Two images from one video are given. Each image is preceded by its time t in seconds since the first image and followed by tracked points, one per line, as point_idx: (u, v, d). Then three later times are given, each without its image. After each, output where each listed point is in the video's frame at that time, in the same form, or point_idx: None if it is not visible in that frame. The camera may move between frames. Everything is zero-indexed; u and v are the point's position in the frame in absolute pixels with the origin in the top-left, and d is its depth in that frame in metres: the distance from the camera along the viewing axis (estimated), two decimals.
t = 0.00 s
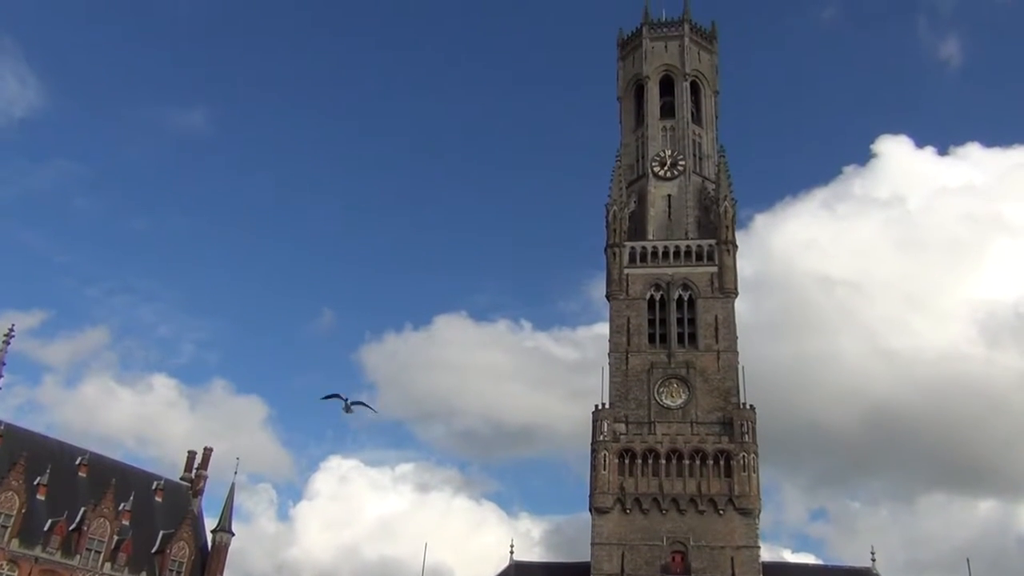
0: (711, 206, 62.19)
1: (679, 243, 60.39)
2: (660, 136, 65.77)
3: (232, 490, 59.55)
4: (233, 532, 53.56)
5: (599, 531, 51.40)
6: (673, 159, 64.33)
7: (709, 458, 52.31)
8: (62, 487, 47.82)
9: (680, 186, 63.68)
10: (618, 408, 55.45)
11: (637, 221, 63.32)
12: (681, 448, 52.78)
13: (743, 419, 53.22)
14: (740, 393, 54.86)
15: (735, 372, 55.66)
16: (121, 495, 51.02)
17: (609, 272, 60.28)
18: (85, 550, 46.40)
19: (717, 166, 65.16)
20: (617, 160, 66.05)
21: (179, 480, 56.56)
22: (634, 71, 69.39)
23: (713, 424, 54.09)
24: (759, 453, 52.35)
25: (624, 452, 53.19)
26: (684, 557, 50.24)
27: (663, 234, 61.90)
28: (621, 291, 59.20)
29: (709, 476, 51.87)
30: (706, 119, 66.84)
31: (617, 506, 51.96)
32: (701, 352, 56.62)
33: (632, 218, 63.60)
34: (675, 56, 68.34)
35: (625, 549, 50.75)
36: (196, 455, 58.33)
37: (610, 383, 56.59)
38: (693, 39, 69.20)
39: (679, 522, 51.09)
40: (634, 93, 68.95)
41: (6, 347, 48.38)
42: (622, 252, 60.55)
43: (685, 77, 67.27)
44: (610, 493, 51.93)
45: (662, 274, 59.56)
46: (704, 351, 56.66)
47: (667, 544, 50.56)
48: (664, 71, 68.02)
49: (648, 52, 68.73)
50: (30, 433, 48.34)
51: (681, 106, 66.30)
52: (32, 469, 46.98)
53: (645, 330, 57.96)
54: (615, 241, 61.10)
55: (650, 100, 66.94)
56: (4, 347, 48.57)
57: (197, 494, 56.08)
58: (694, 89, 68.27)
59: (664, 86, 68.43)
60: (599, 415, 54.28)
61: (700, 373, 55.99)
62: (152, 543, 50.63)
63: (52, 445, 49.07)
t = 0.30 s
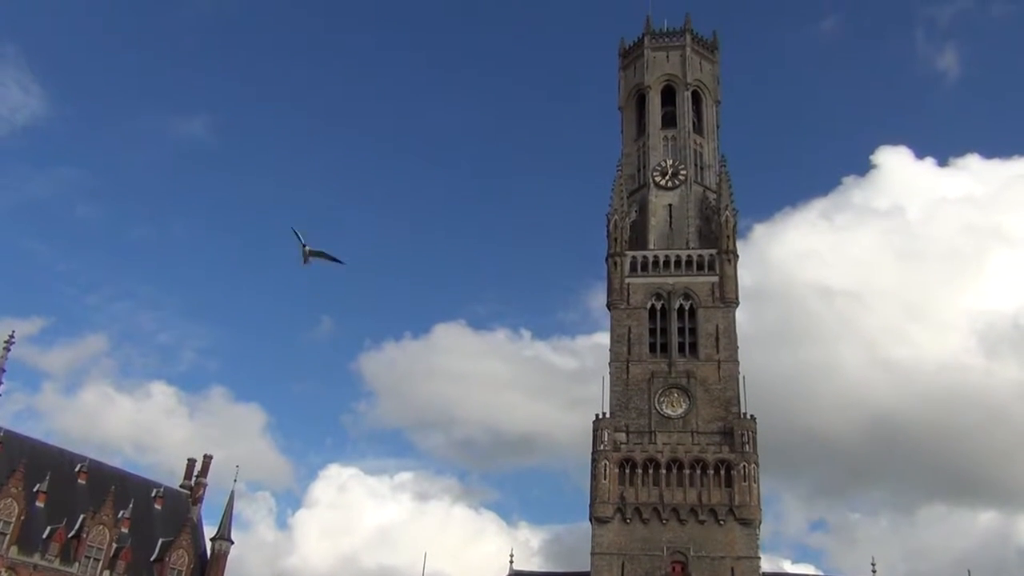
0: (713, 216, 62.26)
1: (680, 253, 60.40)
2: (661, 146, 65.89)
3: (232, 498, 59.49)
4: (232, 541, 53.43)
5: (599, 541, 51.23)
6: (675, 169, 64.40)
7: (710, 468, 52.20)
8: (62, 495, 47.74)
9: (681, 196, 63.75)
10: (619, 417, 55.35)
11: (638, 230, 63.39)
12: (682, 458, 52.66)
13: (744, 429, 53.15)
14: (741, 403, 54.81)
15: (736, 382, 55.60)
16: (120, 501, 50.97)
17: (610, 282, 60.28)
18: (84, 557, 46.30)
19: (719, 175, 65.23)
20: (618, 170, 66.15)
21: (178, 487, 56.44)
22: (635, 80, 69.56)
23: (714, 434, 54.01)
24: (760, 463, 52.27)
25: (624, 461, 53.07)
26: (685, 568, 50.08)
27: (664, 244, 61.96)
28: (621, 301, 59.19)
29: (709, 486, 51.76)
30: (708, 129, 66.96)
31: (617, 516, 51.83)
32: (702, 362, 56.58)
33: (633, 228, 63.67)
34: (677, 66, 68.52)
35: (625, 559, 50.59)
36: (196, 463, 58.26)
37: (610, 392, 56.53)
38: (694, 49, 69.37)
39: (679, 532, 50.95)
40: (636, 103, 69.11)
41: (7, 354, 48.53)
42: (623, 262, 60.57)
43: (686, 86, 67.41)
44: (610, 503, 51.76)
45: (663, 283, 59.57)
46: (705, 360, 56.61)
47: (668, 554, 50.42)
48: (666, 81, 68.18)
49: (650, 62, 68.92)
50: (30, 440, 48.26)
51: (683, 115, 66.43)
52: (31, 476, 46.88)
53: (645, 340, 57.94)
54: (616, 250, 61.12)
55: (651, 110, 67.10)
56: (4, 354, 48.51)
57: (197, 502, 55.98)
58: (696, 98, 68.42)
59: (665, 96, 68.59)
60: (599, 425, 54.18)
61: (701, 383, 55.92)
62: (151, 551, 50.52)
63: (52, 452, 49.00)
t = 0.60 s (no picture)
0: (714, 223, 62.32)
1: (681, 260, 60.43)
2: (663, 153, 65.99)
3: (232, 504, 59.42)
4: (232, 546, 53.35)
5: (600, 548, 51.14)
6: (676, 176, 64.46)
7: (710, 475, 52.14)
8: (62, 500, 47.71)
9: (682, 203, 63.82)
10: (619, 424, 55.29)
11: (639, 237, 63.48)
12: (682, 465, 52.60)
13: (745, 436, 53.12)
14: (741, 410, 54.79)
15: (737, 389, 55.57)
16: (120, 506, 50.94)
17: (611, 288, 60.31)
18: (83, 563, 46.23)
19: (720, 183, 65.30)
20: (619, 177, 66.26)
21: (178, 492, 56.38)
22: (637, 88, 69.70)
23: (715, 441, 53.98)
24: (760, 471, 52.24)
25: (624, 468, 53.00)
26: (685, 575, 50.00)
27: (665, 250, 62.01)
28: (622, 307, 59.20)
29: (710, 493, 51.71)
30: (709, 136, 67.07)
31: (617, 523, 51.73)
32: (702, 369, 56.56)
33: (634, 234, 63.74)
34: (678, 74, 68.68)
35: (625, 566, 50.49)
36: (196, 468, 58.22)
37: (611, 399, 56.48)
38: (695, 57, 69.51)
39: (679, 539, 50.87)
40: (637, 110, 69.25)
41: (6, 360, 48.59)
42: (624, 268, 60.61)
43: (688, 94, 67.54)
44: (610, 510, 51.64)
45: (664, 290, 59.61)
46: (706, 367, 56.58)
47: (668, 561, 50.34)
48: (667, 88, 68.32)
49: (651, 70, 69.08)
50: (30, 444, 48.27)
51: (684, 122, 66.53)
52: (31, 481, 46.87)
53: (646, 346, 57.94)
54: (617, 257, 61.16)
55: (653, 117, 67.23)
56: (3, 360, 48.49)
57: (197, 508, 55.89)
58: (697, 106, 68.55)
59: (666, 103, 68.73)
60: (600, 431, 54.10)
61: (702, 390, 55.89)
62: (151, 556, 50.44)
63: (52, 456, 49.00)
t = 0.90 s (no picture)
0: (714, 227, 62.35)
1: (682, 264, 60.43)
2: (663, 157, 66.01)
3: (231, 507, 59.28)
4: (232, 550, 53.31)
5: (600, 553, 51.06)
6: (676, 180, 64.48)
7: (711, 480, 52.08)
8: (62, 504, 47.69)
9: (682, 207, 63.84)
10: (619, 428, 55.25)
11: (639, 241, 63.50)
12: (683, 469, 52.53)
13: (746, 441, 53.07)
14: (742, 415, 54.77)
15: (737, 393, 55.53)
16: (120, 510, 50.90)
17: (611, 292, 60.29)
18: (83, 567, 46.19)
19: (720, 188, 65.33)
20: (620, 181, 66.29)
21: (178, 496, 56.33)
22: (637, 92, 69.71)
23: (715, 446, 53.94)
24: (760, 476, 52.19)
25: (625, 472, 52.92)
26: None
27: (666, 255, 62.00)
28: (622, 312, 59.19)
29: (710, 498, 51.66)
30: (710, 141, 67.08)
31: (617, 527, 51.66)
32: (703, 374, 56.52)
33: (634, 239, 63.76)
34: (679, 78, 68.73)
35: (625, 571, 50.43)
36: (196, 472, 58.19)
37: (611, 403, 56.43)
38: (696, 61, 69.54)
39: (679, 544, 50.81)
40: (638, 114, 69.27)
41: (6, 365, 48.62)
42: (624, 272, 60.61)
43: (688, 98, 67.57)
44: (611, 514, 51.55)
45: (664, 294, 59.59)
46: (706, 372, 56.55)
47: (668, 566, 50.29)
48: (667, 92, 68.36)
49: (652, 74, 69.11)
50: (30, 448, 48.27)
51: (685, 127, 66.57)
52: (31, 485, 46.86)
53: (647, 351, 57.90)
54: (617, 261, 61.14)
55: (653, 121, 67.27)
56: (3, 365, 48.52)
57: (197, 512, 55.81)
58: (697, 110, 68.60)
59: (667, 107, 68.78)
60: (600, 436, 54.02)
61: (702, 395, 55.84)
62: (150, 560, 50.38)
63: (52, 460, 49.00)
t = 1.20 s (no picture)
0: (714, 230, 62.37)
1: (682, 267, 60.43)
2: (664, 161, 66.04)
3: (230, 510, 59.24)
4: (232, 553, 53.30)
5: (600, 556, 50.99)
6: (676, 183, 64.51)
7: (711, 483, 52.04)
8: (61, 506, 47.66)
9: (683, 211, 63.86)
10: (620, 431, 55.22)
11: (639, 244, 63.53)
12: (683, 472, 52.49)
13: (746, 444, 53.06)
14: (742, 418, 54.76)
15: (737, 396, 55.50)
16: (120, 513, 50.86)
17: (612, 295, 60.27)
18: (83, 569, 46.17)
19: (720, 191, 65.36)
20: (620, 184, 66.31)
21: (178, 499, 56.31)
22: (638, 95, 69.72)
23: (715, 449, 53.92)
24: (761, 479, 52.17)
25: (625, 475, 52.88)
26: None
27: (666, 258, 62.00)
28: (623, 315, 59.20)
29: (710, 501, 51.63)
30: (710, 144, 67.09)
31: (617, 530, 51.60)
32: (703, 377, 56.48)
33: (634, 241, 63.77)
34: (679, 82, 68.76)
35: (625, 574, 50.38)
36: (196, 475, 58.19)
37: (611, 406, 56.39)
38: (696, 65, 69.58)
39: (679, 547, 50.77)
40: (638, 117, 69.31)
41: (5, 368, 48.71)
42: (625, 275, 60.62)
43: (689, 102, 67.61)
44: (611, 517, 51.48)
45: (664, 297, 59.59)
46: (707, 375, 56.52)
47: (668, 569, 50.24)
48: (668, 96, 68.38)
49: (652, 77, 69.11)
50: (30, 450, 48.22)
51: (685, 130, 66.60)
52: (31, 488, 46.83)
53: (647, 354, 57.87)
54: (617, 264, 61.14)
55: (654, 124, 67.30)
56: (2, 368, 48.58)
57: (197, 514, 55.80)
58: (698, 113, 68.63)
59: (667, 111, 68.81)
60: (600, 439, 53.96)
61: (702, 398, 55.81)
62: (150, 563, 50.35)
63: (52, 463, 48.97)
